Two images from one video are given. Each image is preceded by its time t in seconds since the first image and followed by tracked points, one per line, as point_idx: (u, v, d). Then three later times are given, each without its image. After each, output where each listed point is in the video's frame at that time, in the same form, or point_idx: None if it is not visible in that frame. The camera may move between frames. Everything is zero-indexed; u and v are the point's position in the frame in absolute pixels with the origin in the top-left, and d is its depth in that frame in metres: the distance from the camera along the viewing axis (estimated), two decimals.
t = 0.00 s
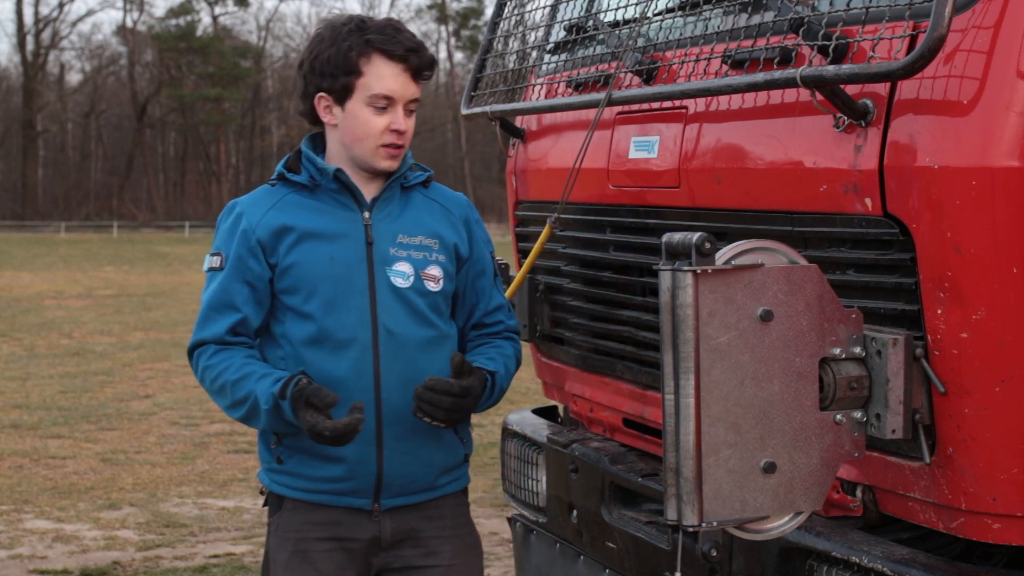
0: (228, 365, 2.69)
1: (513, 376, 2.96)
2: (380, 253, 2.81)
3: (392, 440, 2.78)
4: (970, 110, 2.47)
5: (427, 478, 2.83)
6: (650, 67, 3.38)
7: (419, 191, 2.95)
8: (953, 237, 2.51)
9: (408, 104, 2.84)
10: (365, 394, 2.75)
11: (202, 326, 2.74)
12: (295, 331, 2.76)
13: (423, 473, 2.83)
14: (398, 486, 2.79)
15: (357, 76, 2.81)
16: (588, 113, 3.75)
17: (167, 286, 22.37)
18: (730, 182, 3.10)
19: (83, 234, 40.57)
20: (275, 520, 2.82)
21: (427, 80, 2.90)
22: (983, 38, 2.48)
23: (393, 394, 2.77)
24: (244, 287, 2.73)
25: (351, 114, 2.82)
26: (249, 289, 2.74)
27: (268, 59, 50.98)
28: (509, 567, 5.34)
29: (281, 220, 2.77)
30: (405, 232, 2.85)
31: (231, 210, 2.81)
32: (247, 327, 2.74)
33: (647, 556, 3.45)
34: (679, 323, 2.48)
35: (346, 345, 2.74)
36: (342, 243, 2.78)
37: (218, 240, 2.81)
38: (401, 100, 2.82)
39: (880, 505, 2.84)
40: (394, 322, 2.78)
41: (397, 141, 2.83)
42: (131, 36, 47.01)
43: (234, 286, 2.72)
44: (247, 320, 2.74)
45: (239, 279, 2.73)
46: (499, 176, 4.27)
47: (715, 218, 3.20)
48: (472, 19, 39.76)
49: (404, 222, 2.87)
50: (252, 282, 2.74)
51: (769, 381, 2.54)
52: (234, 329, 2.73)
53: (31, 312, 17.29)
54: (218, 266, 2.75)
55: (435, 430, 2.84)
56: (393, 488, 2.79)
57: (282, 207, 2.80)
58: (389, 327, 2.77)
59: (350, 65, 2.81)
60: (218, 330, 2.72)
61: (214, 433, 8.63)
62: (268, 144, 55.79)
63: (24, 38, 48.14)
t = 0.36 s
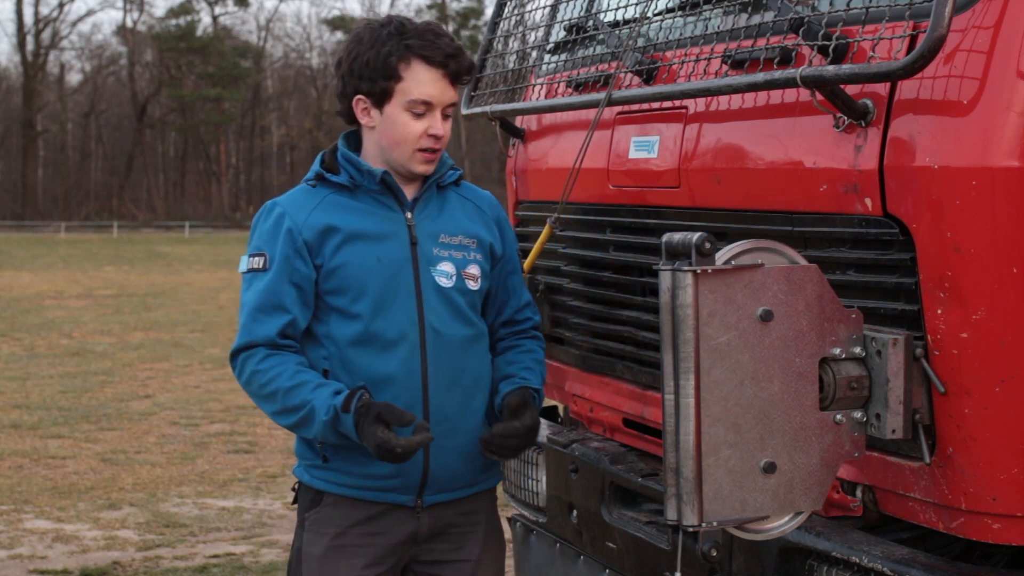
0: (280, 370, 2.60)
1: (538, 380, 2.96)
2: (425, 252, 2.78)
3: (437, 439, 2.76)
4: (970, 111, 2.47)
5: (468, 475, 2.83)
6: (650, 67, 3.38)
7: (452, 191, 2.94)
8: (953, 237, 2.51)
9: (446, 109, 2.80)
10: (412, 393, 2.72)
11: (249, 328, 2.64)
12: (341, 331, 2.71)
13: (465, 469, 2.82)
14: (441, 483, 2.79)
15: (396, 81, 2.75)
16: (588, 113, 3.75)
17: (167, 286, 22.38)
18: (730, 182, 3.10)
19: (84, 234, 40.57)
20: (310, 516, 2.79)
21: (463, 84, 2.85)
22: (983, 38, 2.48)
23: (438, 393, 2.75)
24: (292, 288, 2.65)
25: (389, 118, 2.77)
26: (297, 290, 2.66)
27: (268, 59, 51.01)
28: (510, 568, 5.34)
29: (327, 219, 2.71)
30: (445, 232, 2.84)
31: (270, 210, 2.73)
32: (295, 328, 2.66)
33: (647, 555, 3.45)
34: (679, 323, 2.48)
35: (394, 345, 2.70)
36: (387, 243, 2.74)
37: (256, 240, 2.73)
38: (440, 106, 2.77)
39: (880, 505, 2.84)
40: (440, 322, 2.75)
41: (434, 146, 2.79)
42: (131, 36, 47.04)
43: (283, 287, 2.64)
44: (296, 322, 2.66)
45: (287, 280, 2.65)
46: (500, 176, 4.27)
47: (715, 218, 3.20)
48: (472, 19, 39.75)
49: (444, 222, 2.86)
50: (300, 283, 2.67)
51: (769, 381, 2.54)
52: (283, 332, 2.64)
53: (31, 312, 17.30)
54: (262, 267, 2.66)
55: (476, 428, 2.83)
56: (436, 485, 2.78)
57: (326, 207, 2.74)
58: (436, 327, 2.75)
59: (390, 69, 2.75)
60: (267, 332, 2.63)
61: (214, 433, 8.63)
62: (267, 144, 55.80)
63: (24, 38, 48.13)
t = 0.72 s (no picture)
0: (276, 374, 2.61)
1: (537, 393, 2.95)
2: (423, 255, 2.76)
3: (433, 443, 2.73)
4: (970, 110, 2.47)
5: (466, 479, 2.79)
6: (650, 67, 3.38)
7: (462, 194, 2.91)
8: (953, 237, 2.51)
9: (454, 115, 2.78)
10: (406, 397, 2.70)
11: (248, 326, 2.66)
12: (337, 332, 2.70)
13: (462, 474, 2.78)
14: (436, 487, 2.75)
15: (404, 87, 2.74)
16: (588, 113, 3.75)
17: (167, 286, 22.38)
18: (730, 182, 3.10)
19: (84, 234, 40.57)
20: (308, 515, 2.79)
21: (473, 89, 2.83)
22: (983, 38, 2.48)
23: (433, 397, 2.72)
24: (289, 287, 2.66)
25: (397, 123, 2.76)
26: (295, 289, 2.67)
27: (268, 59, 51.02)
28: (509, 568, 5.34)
29: (327, 220, 2.71)
30: (448, 235, 2.81)
31: (274, 209, 2.75)
32: (292, 329, 2.67)
33: (647, 555, 3.45)
34: (679, 323, 2.48)
35: (388, 348, 2.69)
36: (385, 245, 2.73)
37: (260, 239, 2.74)
38: (448, 112, 2.75)
39: (880, 505, 2.84)
40: (437, 326, 2.73)
41: (442, 152, 2.78)
42: (130, 36, 47.06)
43: (280, 286, 2.65)
44: (292, 322, 2.66)
45: (284, 279, 2.66)
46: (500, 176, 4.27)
47: (715, 218, 3.20)
48: (472, 19, 39.74)
49: (447, 226, 2.83)
50: (297, 283, 2.67)
51: (769, 381, 2.54)
52: (280, 331, 2.65)
53: (31, 312, 17.30)
54: (262, 265, 2.68)
55: (474, 433, 2.79)
56: (432, 489, 2.75)
57: (327, 207, 2.74)
58: (432, 331, 2.72)
59: (398, 74, 2.73)
60: (264, 330, 2.64)
61: (213, 433, 8.63)
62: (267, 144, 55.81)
63: (24, 38, 48.12)
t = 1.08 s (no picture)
0: (238, 375, 2.64)
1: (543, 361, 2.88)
2: (392, 254, 2.77)
3: (404, 444, 2.73)
4: (970, 110, 2.47)
5: (439, 482, 2.79)
6: (650, 67, 3.38)
7: (436, 191, 2.90)
8: (953, 236, 2.51)
9: (427, 105, 2.80)
10: (375, 397, 2.70)
11: (215, 327, 2.70)
12: (305, 332, 2.72)
13: (435, 477, 2.77)
14: (408, 490, 2.75)
15: (376, 79, 2.75)
16: (588, 113, 3.75)
17: (167, 286, 22.37)
18: (730, 182, 3.10)
19: (84, 234, 40.57)
20: (285, 519, 2.81)
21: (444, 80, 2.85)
22: (983, 38, 2.48)
23: (402, 398, 2.71)
24: (255, 287, 2.70)
25: (370, 116, 2.77)
26: (261, 289, 2.70)
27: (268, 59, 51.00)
28: (508, 568, 5.34)
29: (294, 220, 2.74)
30: (419, 233, 2.81)
31: (246, 209, 2.79)
32: (260, 329, 2.70)
33: (647, 555, 3.45)
34: (679, 323, 2.48)
35: (356, 348, 2.70)
36: (353, 245, 2.74)
37: (232, 240, 2.79)
38: (421, 102, 2.77)
39: (880, 505, 2.84)
40: (405, 325, 2.73)
41: (417, 142, 2.79)
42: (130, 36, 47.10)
43: (247, 287, 2.69)
44: (259, 322, 2.70)
45: (251, 280, 2.69)
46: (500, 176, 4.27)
47: (715, 218, 3.21)
48: (472, 18, 39.73)
49: (418, 223, 2.82)
50: (264, 283, 2.71)
51: (769, 381, 2.54)
52: (246, 331, 2.69)
53: (31, 312, 17.29)
54: (230, 266, 2.72)
55: (446, 434, 2.78)
56: (404, 492, 2.75)
57: (295, 207, 2.76)
58: (400, 330, 2.72)
59: (370, 67, 2.75)
60: (229, 331, 2.69)
61: (214, 433, 8.63)
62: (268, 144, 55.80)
63: (24, 39, 48.10)
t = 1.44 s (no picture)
0: (232, 383, 2.63)
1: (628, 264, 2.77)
2: (389, 255, 2.74)
3: (405, 447, 2.71)
4: (970, 111, 2.47)
5: (444, 484, 2.77)
6: (650, 67, 3.38)
7: (427, 189, 2.88)
8: (953, 237, 2.51)
9: (416, 105, 2.79)
10: (374, 401, 2.68)
11: (208, 334, 2.69)
12: (302, 338, 2.70)
13: (438, 479, 2.76)
14: (412, 493, 2.73)
15: (364, 80, 2.74)
16: (588, 113, 3.75)
17: (167, 286, 22.37)
18: (730, 182, 3.11)
19: (84, 234, 40.57)
20: (286, 525, 2.80)
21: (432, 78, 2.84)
22: (983, 38, 2.48)
23: (404, 401, 2.69)
24: (249, 294, 2.68)
25: (360, 118, 2.76)
26: (255, 296, 2.69)
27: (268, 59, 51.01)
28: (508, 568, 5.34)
29: (287, 225, 2.72)
30: (413, 233, 2.79)
31: (237, 215, 2.77)
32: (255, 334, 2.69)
33: (647, 555, 3.45)
34: (679, 323, 2.48)
35: (354, 352, 2.68)
36: (349, 247, 2.72)
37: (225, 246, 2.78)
38: (410, 102, 2.76)
39: (880, 505, 2.84)
40: (404, 327, 2.71)
41: (407, 143, 2.78)
42: (130, 36, 47.14)
43: (240, 293, 2.68)
44: (253, 328, 2.69)
45: (245, 286, 2.68)
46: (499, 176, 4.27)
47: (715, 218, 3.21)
48: (472, 19, 39.74)
49: (412, 224, 2.80)
50: (258, 289, 2.69)
51: (769, 381, 2.54)
52: (240, 338, 2.68)
53: (31, 312, 17.29)
54: (224, 272, 2.71)
55: (448, 436, 2.76)
56: (407, 495, 2.73)
57: (288, 212, 2.75)
58: (399, 332, 2.70)
59: (357, 69, 2.75)
60: (223, 338, 2.67)
61: (214, 433, 8.63)
62: (268, 144, 55.81)
63: (24, 39, 48.09)
